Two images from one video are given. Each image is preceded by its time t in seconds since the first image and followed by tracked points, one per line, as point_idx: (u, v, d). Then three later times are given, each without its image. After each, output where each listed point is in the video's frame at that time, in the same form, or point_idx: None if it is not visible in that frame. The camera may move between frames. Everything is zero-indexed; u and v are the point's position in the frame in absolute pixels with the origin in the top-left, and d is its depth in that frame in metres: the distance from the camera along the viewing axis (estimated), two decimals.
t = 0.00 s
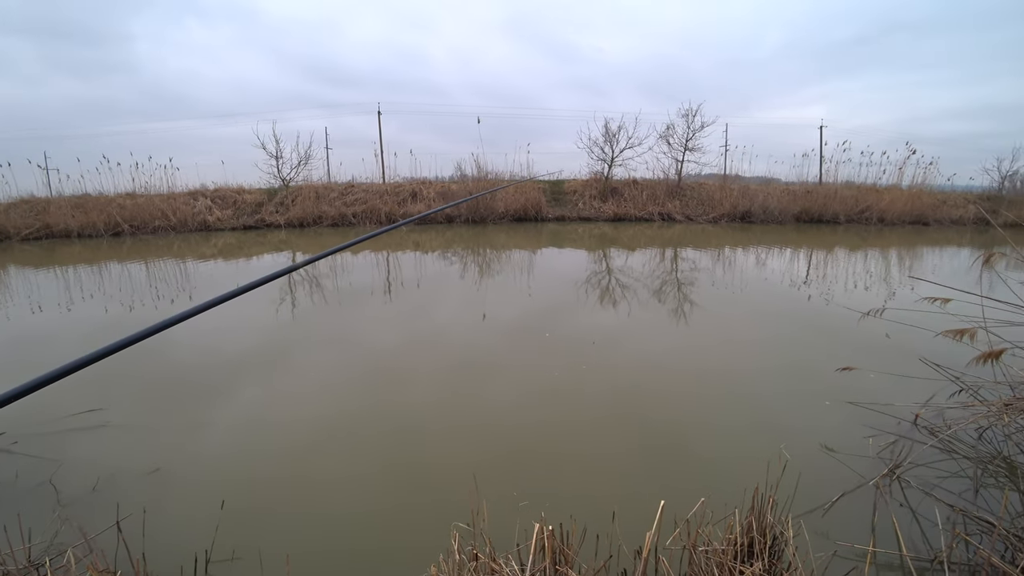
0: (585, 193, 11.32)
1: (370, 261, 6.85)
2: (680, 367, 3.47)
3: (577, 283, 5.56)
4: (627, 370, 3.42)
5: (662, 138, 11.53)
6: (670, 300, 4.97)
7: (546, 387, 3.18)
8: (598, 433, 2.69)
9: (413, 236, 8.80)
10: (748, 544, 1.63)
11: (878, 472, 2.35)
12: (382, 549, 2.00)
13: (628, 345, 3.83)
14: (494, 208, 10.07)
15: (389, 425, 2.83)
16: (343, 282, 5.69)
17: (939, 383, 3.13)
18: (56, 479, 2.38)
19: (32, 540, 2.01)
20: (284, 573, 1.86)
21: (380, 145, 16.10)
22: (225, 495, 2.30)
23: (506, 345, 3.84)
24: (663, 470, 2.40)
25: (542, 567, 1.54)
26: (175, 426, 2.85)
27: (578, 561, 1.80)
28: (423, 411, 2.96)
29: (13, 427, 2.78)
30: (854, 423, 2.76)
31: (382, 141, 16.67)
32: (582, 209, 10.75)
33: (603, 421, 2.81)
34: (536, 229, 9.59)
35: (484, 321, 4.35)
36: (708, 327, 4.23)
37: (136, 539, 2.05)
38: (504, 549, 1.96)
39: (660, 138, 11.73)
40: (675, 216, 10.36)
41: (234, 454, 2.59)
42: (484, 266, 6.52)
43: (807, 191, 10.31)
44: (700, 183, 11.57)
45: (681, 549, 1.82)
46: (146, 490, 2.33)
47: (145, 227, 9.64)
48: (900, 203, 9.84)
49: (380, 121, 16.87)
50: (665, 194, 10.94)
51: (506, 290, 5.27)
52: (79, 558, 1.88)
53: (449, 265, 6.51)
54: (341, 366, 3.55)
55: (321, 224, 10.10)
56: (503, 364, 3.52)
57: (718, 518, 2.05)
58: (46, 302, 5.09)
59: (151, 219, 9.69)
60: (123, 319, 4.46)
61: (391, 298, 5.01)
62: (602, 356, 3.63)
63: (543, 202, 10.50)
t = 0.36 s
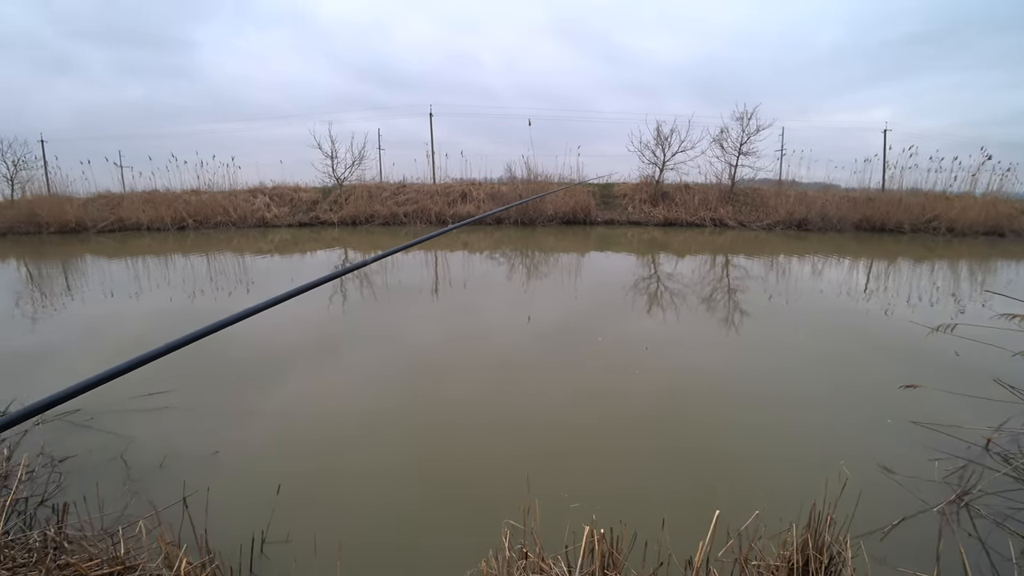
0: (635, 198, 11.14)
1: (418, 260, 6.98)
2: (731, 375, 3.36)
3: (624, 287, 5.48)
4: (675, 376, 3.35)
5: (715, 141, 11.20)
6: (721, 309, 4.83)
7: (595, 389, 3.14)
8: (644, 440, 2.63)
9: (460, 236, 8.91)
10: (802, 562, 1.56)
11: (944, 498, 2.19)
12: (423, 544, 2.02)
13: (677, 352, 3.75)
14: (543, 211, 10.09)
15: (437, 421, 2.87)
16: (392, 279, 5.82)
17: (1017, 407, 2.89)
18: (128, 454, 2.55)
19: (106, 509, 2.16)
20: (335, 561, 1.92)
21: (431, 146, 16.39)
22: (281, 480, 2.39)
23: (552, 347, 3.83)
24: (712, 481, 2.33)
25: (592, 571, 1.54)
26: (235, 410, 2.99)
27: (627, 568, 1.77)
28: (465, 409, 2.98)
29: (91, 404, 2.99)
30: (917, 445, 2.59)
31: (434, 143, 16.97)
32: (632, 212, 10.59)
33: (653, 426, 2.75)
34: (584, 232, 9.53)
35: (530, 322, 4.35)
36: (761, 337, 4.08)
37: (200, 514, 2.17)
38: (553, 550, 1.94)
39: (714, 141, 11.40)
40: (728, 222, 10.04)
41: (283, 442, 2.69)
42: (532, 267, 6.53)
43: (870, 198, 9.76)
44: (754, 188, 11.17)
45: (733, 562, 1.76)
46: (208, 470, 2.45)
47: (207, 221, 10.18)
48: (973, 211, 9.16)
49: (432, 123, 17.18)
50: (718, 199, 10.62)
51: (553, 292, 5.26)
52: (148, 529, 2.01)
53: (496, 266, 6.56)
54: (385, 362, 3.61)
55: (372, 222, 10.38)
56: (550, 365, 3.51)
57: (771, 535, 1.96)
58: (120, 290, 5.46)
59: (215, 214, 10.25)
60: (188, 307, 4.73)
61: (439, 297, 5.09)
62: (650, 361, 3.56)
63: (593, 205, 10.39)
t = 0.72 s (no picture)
0: (683, 202, 10.88)
1: (464, 261, 7.07)
2: (782, 388, 3.24)
3: (670, 293, 5.38)
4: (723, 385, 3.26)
5: (767, 145, 10.83)
6: (770, 318, 4.66)
7: (637, 395, 3.11)
8: (689, 448, 2.57)
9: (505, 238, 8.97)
10: None
11: (1012, 528, 2.05)
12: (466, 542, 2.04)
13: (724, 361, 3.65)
14: (590, 215, 10.08)
15: (479, 420, 2.90)
16: (438, 280, 5.93)
17: None
18: (188, 437, 2.70)
19: (167, 487, 2.30)
20: (381, 554, 1.98)
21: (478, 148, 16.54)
22: (329, 470, 2.48)
23: (594, 351, 3.80)
24: (760, 495, 2.26)
25: None
26: (286, 401, 3.11)
27: None
28: (506, 410, 2.99)
29: (156, 389, 3.18)
30: (983, 469, 2.42)
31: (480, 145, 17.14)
32: (680, 217, 10.38)
33: (698, 436, 2.69)
34: (630, 237, 9.41)
35: (574, 326, 4.34)
36: (814, 349, 3.91)
37: (254, 497, 2.27)
38: (596, 556, 1.93)
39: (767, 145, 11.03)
40: (779, 229, 9.69)
41: (332, 433, 2.78)
42: (577, 271, 6.50)
43: (935, 205, 9.20)
44: (808, 194, 10.74)
45: None
46: (261, 457, 2.56)
47: (263, 220, 10.67)
48: None
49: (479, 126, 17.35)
50: (769, 205, 10.27)
51: (597, 296, 5.23)
52: (206, 509, 2.13)
53: (541, 269, 6.58)
54: (427, 360, 3.68)
55: (420, 223, 10.61)
56: (592, 369, 3.49)
57: (823, 553, 1.88)
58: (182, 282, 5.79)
59: (270, 213, 10.73)
60: (244, 301, 4.96)
61: (483, 299, 5.15)
62: (695, 369, 3.48)
63: (640, 209, 10.25)
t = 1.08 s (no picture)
0: (738, 208, 10.52)
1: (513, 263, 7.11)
2: (840, 405, 3.10)
3: (721, 301, 5.23)
4: (777, 400, 3.15)
5: (829, 149, 10.33)
6: (828, 330, 4.45)
7: (685, 406, 3.05)
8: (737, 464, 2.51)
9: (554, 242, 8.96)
10: None
11: None
12: (509, 543, 2.06)
13: (777, 375, 3.52)
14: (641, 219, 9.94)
15: (525, 423, 2.91)
16: (486, 282, 6.00)
17: None
18: (246, 424, 2.85)
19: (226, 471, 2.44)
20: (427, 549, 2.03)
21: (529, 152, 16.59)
22: (379, 464, 2.55)
23: (641, 359, 3.75)
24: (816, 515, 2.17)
25: None
26: (339, 395, 3.23)
27: None
28: (552, 414, 2.99)
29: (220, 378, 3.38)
30: None
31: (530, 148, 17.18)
32: (734, 223, 10.05)
33: (749, 451, 2.62)
34: (682, 243, 9.20)
35: (622, 332, 4.30)
36: (876, 364, 3.71)
37: (308, 485, 2.37)
38: (644, 565, 1.92)
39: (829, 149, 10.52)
40: (840, 237, 9.23)
41: (381, 428, 2.86)
42: (626, 277, 6.43)
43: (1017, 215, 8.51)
44: (873, 202, 10.17)
45: None
46: (314, 447, 2.66)
47: (319, 219, 11.13)
48: None
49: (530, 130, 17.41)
50: (830, 212, 9.79)
51: (646, 303, 5.15)
52: (262, 494, 2.25)
53: (590, 273, 6.54)
54: (474, 361, 3.73)
55: (470, 225, 10.76)
56: (639, 377, 3.45)
57: None
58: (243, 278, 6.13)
59: (326, 213, 11.18)
60: (300, 297, 5.19)
61: (531, 302, 5.17)
62: (746, 383, 3.38)
63: (692, 215, 10.00)
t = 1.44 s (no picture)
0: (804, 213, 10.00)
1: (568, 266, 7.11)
2: (908, 428, 2.94)
3: (783, 310, 5.03)
4: (838, 419, 3.02)
5: (906, 151, 9.66)
6: (899, 345, 4.20)
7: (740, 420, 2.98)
8: (785, 484, 2.45)
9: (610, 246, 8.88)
10: None
11: None
12: (559, 548, 2.09)
13: (838, 391, 3.36)
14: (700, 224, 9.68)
15: (577, 427, 2.93)
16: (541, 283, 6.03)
17: None
18: (307, 414, 3.00)
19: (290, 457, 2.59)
20: (481, 546, 2.09)
21: (586, 154, 16.47)
22: (436, 458, 2.64)
23: (691, 368, 3.68)
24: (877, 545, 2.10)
25: None
26: (395, 389, 3.36)
27: None
28: (605, 420, 2.99)
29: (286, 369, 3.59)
30: None
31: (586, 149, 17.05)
32: (798, 229, 9.60)
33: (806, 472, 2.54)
34: (743, 249, 8.89)
35: (679, 340, 4.22)
36: (954, 383, 3.46)
37: (369, 476, 2.48)
38: None
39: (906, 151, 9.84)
40: (916, 246, 8.63)
41: (435, 423, 2.95)
42: (684, 283, 6.30)
43: None
44: (955, 208, 9.44)
45: None
46: (372, 439, 2.78)
47: (378, 219, 11.56)
48: None
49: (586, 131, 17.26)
50: (905, 218, 9.17)
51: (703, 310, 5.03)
52: (325, 481, 2.38)
53: (646, 278, 6.45)
54: (526, 363, 3.78)
55: (526, 227, 10.84)
56: (693, 387, 3.38)
57: None
58: (307, 273, 6.46)
59: (385, 213, 11.58)
60: (359, 294, 5.41)
61: (586, 305, 5.17)
62: (805, 399, 3.25)
63: (754, 220, 9.65)
